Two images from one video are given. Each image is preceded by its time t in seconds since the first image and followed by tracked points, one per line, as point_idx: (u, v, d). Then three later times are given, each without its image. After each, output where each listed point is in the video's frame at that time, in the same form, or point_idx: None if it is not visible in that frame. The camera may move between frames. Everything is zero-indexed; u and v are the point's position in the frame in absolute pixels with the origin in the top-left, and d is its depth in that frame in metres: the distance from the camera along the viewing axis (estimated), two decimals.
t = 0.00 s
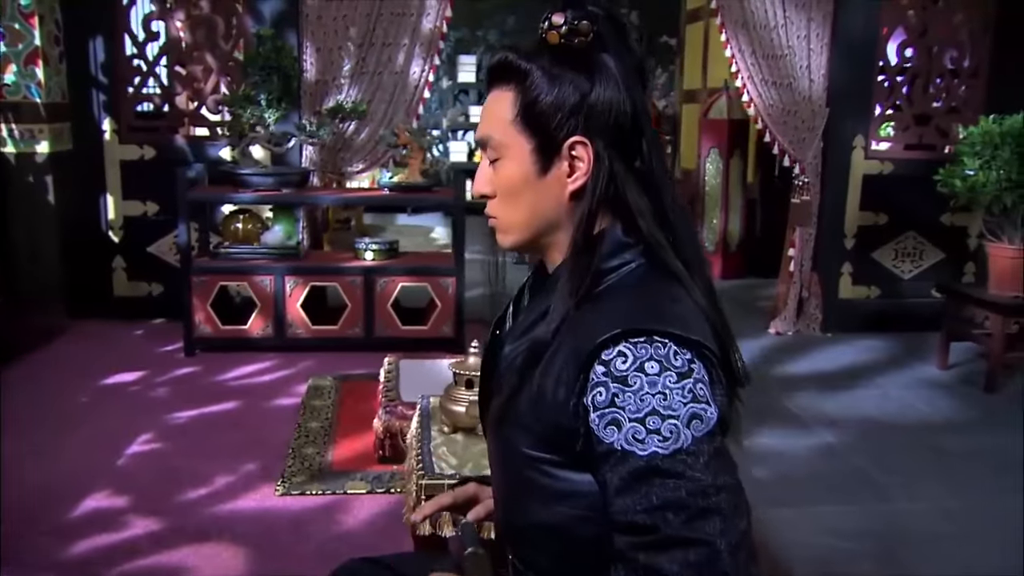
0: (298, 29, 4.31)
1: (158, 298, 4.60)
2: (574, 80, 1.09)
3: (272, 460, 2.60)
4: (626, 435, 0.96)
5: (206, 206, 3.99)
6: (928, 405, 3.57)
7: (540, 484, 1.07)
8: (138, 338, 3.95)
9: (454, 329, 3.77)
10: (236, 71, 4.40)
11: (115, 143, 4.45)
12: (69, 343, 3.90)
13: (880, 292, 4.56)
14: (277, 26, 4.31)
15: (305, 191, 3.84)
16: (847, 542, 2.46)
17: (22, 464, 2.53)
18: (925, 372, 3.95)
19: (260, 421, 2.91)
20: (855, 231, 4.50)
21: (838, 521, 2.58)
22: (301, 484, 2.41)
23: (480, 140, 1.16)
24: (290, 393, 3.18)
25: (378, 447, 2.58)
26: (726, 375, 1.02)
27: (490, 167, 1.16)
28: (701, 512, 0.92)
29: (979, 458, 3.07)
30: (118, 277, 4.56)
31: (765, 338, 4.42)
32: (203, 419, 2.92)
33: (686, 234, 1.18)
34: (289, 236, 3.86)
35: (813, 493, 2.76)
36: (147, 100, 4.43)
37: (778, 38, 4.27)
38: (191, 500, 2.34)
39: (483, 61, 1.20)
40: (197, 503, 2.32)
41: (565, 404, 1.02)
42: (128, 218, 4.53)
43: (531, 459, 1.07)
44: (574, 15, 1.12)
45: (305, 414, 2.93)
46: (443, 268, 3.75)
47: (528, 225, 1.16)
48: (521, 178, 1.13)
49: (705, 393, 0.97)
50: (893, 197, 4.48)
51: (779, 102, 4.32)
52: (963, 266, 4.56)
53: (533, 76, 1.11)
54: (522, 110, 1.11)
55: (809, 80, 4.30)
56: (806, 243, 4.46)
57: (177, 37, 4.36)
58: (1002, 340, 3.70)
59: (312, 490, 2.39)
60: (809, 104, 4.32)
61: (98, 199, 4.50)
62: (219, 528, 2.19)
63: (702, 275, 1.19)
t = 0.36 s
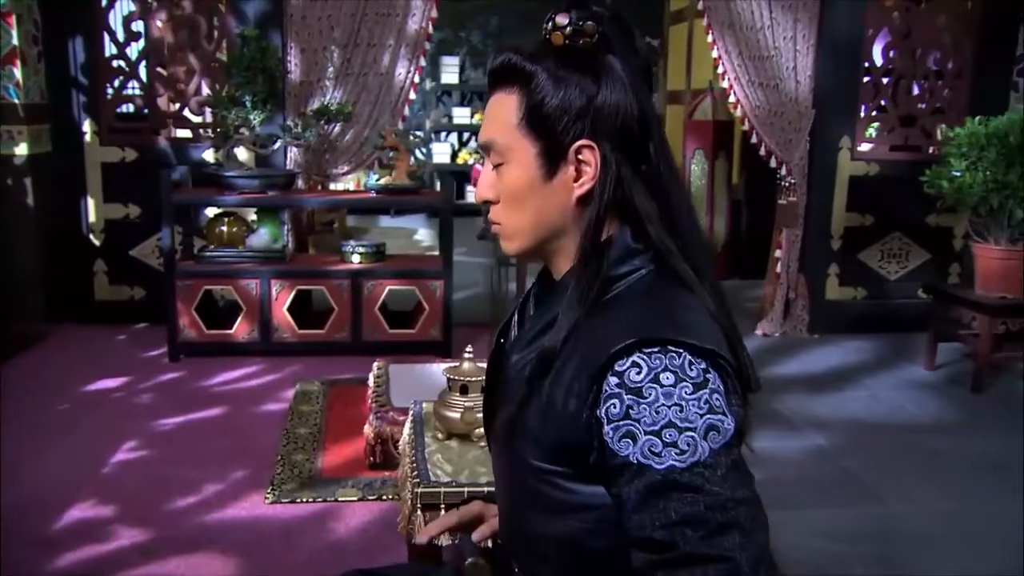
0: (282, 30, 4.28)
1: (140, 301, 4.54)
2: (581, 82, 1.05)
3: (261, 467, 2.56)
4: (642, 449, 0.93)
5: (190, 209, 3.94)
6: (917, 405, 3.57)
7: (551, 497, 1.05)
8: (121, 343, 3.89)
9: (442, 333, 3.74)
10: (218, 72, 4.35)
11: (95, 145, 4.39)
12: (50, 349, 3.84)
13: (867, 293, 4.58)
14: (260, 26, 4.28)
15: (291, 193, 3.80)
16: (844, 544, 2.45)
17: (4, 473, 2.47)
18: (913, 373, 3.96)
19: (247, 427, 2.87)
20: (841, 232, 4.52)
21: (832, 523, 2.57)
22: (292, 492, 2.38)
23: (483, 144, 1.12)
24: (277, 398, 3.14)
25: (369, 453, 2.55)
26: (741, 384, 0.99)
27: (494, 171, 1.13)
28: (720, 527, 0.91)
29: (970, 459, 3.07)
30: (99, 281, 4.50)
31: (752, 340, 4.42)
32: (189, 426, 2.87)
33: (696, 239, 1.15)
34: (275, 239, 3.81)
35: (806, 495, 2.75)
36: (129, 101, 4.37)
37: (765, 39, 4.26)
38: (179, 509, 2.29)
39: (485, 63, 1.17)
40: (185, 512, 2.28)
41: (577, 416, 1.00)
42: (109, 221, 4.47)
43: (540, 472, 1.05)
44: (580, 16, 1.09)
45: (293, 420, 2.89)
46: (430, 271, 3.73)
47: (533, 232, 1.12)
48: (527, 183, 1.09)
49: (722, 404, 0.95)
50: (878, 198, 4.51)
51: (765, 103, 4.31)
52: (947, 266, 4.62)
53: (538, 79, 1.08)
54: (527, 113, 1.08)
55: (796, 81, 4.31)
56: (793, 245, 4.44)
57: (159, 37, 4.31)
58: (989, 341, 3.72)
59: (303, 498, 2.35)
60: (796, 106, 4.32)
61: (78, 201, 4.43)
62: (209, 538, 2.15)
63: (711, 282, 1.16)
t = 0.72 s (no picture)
0: (259, 29, 4.24)
1: (114, 304, 4.47)
2: (583, 81, 1.03)
3: (243, 473, 2.52)
4: (652, 457, 0.91)
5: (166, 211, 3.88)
6: (898, 404, 3.59)
7: (555, 506, 1.02)
8: (96, 347, 3.82)
9: (423, 334, 3.72)
10: (193, 71, 4.29)
11: (67, 145, 4.31)
12: (22, 352, 3.76)
13: (846, 291, 4.61)
14: (236, 25, 4.24)
15: (270, 194, 3.76)
16: (832, 545, 2.46)
17: None
18: (893, 371, 3.98)
19: (228, 432, 2.82)
20: (821, 231, 4.54)
21: (820, 523, 2.58)
22: (275, 498, 2.34)
23: (482, 144, 1.10)
24: (257, 402, 3.10)
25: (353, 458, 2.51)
26: (749, 389, 0.98)
27: (493, 172, 1.10)
28: (732, 537, 0.89)
29: (952, 458, 3.10)
30: (72, 284, 4.42)
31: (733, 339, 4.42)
32: (168, 431, 2.82)
33: (700, 240, 1.13)
34: (253, 241, 3.77)
35: (793, 495, 2.76)
36: (102, 101, 4.29)
37: (744, 38, 4.26)
38: (160, 517, 2.25)
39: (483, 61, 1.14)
40: (167, 520, 2.23)
41: (583, 424, 0.98)
42: (82, 222, 4.40)
43: (543, 481, 1.02)
44: (581, 13, 1.07)
45: (274, 424, 2.84)
46: (410, 272, 3.70)
47: (533, 234, 1.10)
48: (528, 184, 1.07)
49: (731, 410, 0.93)
50: (857, 197, 4.54)
51: (745, 102, 4.31)
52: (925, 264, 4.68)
53: (540, 77, 1.05)
54: (528, 113, 1.05)
55: (775, 80, 4.31)
56: (773, 243, 4.46)
57: (132, 35, 4.23)
58: (968, 339, 3.75)
59: (286, 504, 2.31)
60: (775, 105, 4.33)
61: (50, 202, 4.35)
62: (192, 547, 2.11)
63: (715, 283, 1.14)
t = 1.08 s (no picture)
0: (236, 27, 4.20)
1: (90, 307, 4.40)
2: (586, 80, 1.01)
3: (226, 478, 2.48)
4: (661, 464, 0.89)
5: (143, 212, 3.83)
6: (881, 402, 3.61)
7: (559, 515, 1.00)
8: (72, 350, 3.76)
9: (406, 336, 3.69)
10: (170, 70, 4.24)
11: (40, 144, 4.23)
12: None
13: (827, 289, 4.63)
14: (213, 22, 4.20)
15: (249, 194, 3.71)
16: (820, 544, 2.46)
17: None
18: (874, 369, 4.00)
19: (209, 436, 2.78)
20: (802, 229, 4.56)
21: (807, 523, 2.58)
22: (260, 504, 2.30)
23: (482, 143, 1.07)
24: (239, 405, 3.06)
25: (338, 461, 2.48)
26: (756, 394, 0.96)
27: (493, 173, 1.08)
28: (744, 544, 0.87)
29: (935, 456, 3.11)
30: (46, 286, 4.34)
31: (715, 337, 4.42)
32: (147, 437, 2.76)
33: (703, 241, 1.11)
34: (232, 242, 3.75)
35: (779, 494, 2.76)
36: (76, 99, 4.22)
37: (724, 36, 4.28)
38: (141, 525, 2.20)
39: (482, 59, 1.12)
40: (148, 528, 2.19)
41: (589, 431, 0.95)
42: (55, 223, 4.32)
43: (547, 489, 1.00)
44: (583, 11, 1.05)
45: (257, 428, 2.80)
46: (393, 273, 3.67)
47: (534, 236, 1.07)
48: (529, 185, 1.04)
49: (739, 414, 0.91)
50: (837, 196, 4.56)
51: (725, 100, 4.33)
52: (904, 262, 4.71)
53: (541, 76, 1.03)
54: (529, 112, 1.03)
55: (755, 78, 4.33)
56: (754, 242, 4.47)
57: (106, 32, 4.17)
58: (949, 336, 3.78)
59: (272, 510, 2.27)
60: (755, 103, 4.34)
61: (22, 203, 4.27)
62: (176, 555, 2.07)
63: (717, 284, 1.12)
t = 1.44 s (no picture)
0: (215, 27, 4.16)
1: (65, 311, 4.33)
2: (590, 82, 1.00)
3: (209, 486, 2.44)
4: (672, 475, 0.87)
5: (121, 214, 3.77)
6: (864, 401, 3.62)
7: (565, 526, 0.98)
8: (48, 356, 3.69)
9: (389, 339, 3.67)
10: (147, 70, 4.18)
11: (13, 146, 4.16)
12: None
13: (808, 289, 4.65)
14: (191, 22, 4.16)
15: (228, 197, 3.67)
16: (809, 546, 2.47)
17: None
18: (856, 368, 4.02)
19: (192, 443, 2.73)
20: (783, 230, 4.58)
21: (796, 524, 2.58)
22: (245, 512, 2.26)
23: (482, 144, 1.06)
24: (221, 411, 3.01)
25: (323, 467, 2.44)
26: (765, 400, 0.94)
27: (494, 175, 1.06)
28: (759, 554, 0.85)
29: (918, 456, 3.13)
30: (20, 290, 4.27)
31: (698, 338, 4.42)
32: (127, 444, 2.72)
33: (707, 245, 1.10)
34: (213, 245, 3.68)
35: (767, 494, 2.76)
36: (50, 100, 4.15)
37: (706, 37, 4.28)
38: (122, 535, 2.16)
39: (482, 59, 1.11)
40: (129, 538, 2.15)
41: (596, 440, 0.94)
42: (29, 226, 4.25)
43: (551, 501, 0.98)
44: (586, 10, 1.04)
45: (240, 434, 2.76)
46: (376, 274, 3.64)
47: (535, 240, 1.06)
48: (531, 188, 1.03)
49: (750, 423, 0.89)
50: (818, 196, 4.58)
51: (707, 100, 4.34)
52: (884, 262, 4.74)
53: (545, 77, 1.02)
54: (532, 114, 1.02)
55: (737, 78, 4.33)
56: (737, 242, 4.49)
57: (81, 32, 4.10)
58: (931, 335, 3.80)
59: (257, 517, 2.24)
60: (737, 104, 4.35)
61: None
62: (159, 566, 2.03)
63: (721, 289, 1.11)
